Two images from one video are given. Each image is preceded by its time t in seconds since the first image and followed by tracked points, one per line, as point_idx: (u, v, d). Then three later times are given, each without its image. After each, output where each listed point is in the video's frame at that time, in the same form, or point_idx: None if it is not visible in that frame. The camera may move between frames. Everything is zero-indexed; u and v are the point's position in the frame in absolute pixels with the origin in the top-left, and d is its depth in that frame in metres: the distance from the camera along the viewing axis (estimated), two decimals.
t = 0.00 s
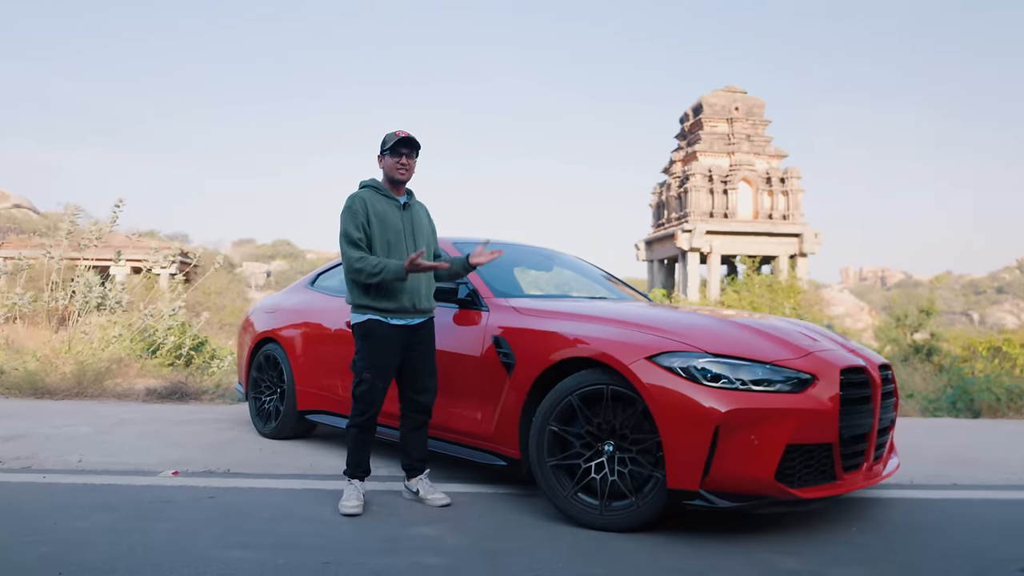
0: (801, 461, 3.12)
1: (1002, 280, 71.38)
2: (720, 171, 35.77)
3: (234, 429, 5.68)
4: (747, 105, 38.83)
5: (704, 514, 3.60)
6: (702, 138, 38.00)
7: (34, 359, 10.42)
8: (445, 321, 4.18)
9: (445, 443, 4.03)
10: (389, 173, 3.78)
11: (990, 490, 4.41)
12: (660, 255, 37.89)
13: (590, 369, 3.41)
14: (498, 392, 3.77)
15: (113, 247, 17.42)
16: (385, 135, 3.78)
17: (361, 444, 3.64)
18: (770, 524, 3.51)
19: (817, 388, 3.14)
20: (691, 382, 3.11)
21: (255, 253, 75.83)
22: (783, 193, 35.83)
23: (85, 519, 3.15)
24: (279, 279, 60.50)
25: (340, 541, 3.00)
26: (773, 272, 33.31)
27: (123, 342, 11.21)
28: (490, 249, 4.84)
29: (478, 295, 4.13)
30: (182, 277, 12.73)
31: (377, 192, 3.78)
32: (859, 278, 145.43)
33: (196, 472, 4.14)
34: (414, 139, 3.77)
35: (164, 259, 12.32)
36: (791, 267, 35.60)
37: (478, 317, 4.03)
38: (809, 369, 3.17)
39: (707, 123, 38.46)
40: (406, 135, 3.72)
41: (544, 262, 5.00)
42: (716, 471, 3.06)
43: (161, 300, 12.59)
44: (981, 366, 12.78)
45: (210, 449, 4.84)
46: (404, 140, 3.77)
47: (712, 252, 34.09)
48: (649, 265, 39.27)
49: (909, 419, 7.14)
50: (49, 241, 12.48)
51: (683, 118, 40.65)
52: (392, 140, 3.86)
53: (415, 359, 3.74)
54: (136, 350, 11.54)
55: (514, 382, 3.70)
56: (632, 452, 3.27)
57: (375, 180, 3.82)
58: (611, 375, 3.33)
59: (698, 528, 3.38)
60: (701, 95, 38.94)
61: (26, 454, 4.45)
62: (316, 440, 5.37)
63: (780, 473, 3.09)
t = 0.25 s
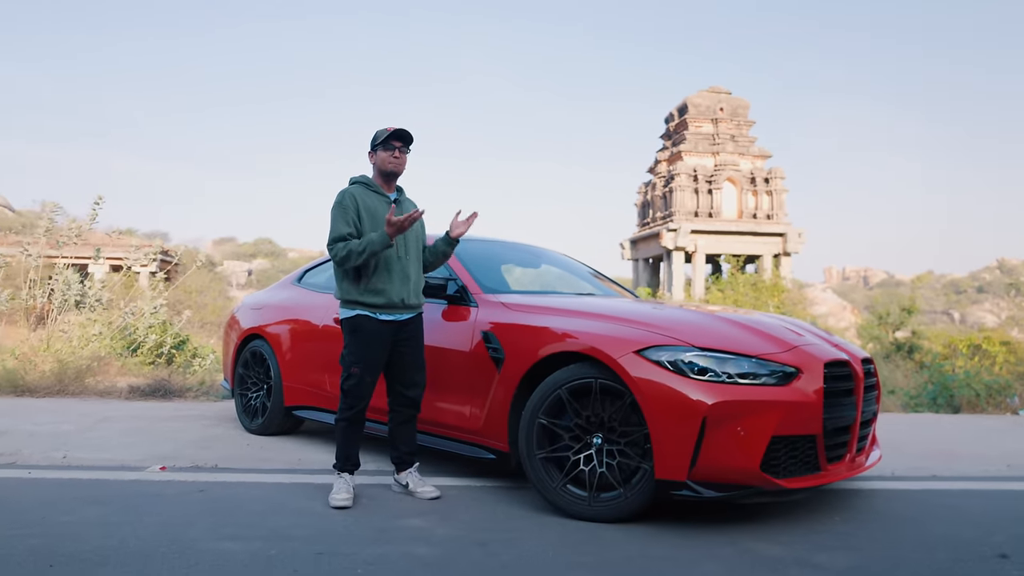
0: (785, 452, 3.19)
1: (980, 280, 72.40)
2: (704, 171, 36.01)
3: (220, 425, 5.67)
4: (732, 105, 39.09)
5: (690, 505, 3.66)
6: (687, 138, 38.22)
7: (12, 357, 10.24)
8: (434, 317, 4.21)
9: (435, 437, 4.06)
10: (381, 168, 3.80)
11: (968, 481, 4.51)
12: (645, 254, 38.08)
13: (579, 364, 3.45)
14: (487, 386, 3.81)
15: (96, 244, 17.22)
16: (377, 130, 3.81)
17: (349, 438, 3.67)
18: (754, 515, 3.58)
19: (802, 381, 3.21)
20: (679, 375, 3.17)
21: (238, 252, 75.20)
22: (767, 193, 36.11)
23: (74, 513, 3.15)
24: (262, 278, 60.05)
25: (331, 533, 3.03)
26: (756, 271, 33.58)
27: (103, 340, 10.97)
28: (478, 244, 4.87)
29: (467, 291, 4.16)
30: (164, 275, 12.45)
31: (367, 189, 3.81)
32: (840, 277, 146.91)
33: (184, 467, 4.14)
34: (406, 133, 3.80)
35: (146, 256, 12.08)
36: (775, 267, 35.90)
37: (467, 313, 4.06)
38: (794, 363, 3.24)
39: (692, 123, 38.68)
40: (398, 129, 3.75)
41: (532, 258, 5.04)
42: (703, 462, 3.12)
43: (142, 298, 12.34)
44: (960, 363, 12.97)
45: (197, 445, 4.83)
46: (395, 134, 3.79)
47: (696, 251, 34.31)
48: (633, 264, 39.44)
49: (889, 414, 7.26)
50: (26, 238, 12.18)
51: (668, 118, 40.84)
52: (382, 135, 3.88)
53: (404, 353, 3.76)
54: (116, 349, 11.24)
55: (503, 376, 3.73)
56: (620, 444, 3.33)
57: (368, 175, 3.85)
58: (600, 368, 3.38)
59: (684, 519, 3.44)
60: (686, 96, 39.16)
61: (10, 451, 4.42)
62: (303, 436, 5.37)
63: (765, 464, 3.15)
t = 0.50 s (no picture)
0: (771, 445, 3.25)
1: (962, 279, 73.29)
2: (691, 171, 36.21)
3: (210, 423, 5.68)
4: (718, 105, 39.31)
5: (677, 498, 3.72)
6: (674, 138, 38.42)
7: None
8: (425, 314, 4.24)
9: (425, 432, 4.09)
10: (372, 164, 3.83)
11: (949, 475, 4.60)
12: (632, 253, 38.28)
13: (568, 359, 3.50)
14: (477, 382, 3.85)
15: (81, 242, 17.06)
16: (366, 128, 3.85)
17: (341, 432, 3.70)
18: (739, 507, 3.64)
19: (787, 375, 3.27)
20: (667, 369, 3.23)
21: (224, 251, 74.73)
22: (753, 193, 36.37)
23: (66, 507, 3.16)
24: (248, 277, 59.72)
25: (324, 526, 3.06)
26: (742, 270, 33.83)
27: (88, 338, 10.82)
28: (468, 241, 4.90)
29: (458, 288, 4.20)
30: (150, 274, 12.37)
31: (359, 186, 3.83)
32: (825, 277, 148.15)
33: (175, 463, 4.16)
34: (395, 129, 3.85)
35: (131, 254, 11.94)
36: (760, 266, 36.17)
37: (457, 309, 4.10)
38: (779, 358, 3.30)
39: (679, 123, 38.88)
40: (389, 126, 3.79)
41: (521, 254, 5.07)
42: (690, 455, 3.18)
43: (128, 297, 12.19)
44: (942, 362, 13.17)
45: (187, 441, 4.84)
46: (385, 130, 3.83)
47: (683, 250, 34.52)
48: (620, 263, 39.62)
49: (872, 411, 7.38)
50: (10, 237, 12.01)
51: (655, 118, 41.02)
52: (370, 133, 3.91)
53: (396, 349, 3.79)
54: (101, 347, 11.11)
55: (493, 371, 3.78)
56: (609, 438, 3.38)
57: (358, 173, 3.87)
58: (589, 363, 3.43)
59: (672, 511, 3.49)
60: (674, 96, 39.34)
61: None
62: (292, 432, 5.39)
63: (750, 457, 3.21)
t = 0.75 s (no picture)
0: (757, 441, 3.30)
1: (946, 280, 74.08)
2: (678, 171, 36.39)
3: (200, 420, 5.68)
4: (705, 106, 39.50)
5: (666, 493, 3.77)
6: (661, 138, 38.60)
7: None
8: (416, 312, 4.27)
9: (417, 429, 4.13)
10: (361, 162, 3.86)
11: (931, 471, 4.69)
12: (620, 253, 38.43)
13: (558, 356, 3.55)
14: (468, 379, 3.88)
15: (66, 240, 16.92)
16: (355, 128, 3.87)
17: (332, 428, 3.74)
18: (726, 501, 3.70)
19: (773, 371, 3.33)
20: (655, 366, 3.28)
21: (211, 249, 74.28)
22: (740, 193, 36.59)
23: (58, 504, 3.18)
24: (235, 276, 59.42)
25: (316, 521, 3.09)
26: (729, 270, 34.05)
27: (76, 337, 10.75)
28: (458, 240, 4.93)
29: (449, 286, 4.23)
30: (137, 272, 12.30)
31: (349, 185, 3.87)
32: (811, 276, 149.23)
33: (166, 460, 4.18)
34: (383, 128, 3.88)
35: (119, 253, 11.86)
36: (747, 265, 36.42)
37: (448, 307, 4.13)
38: (765, 354, 3.35)
39: (667, 123, 39.03)
40: (378, 124, 3.81)
41: (511, 253, 5.10)
42: (678, 450, 3.23)
43: (115, 295, 12.11)
44: (926, 361, 13.34)
45: (177, 439, 4.85)
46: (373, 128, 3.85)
47: (671, 250, 34.70)
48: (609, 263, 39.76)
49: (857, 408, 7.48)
50: None
51: (643, 118, 41.17)
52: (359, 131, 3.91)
53: (386, 347, 3.82)
54: (88, 346, 10.93)
55: (484, 369, 3.82)
56: (598, 434, 3.43)
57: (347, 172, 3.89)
58: (579, 360, 3.48)
59: (660, 507, 3.55)
60: (661, 96, 39.49)
61: None
62: (283, 430, 5.41)
63: (737, 452, 3.27)
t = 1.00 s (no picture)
0: (744, 438, 3.34)
1: (932, 280, 74.79)
2: (667, 171, 36.54)
3: (189, 419, 5.68)
4: (693, 106, 39.67)
5: (654, 491, 3.81)
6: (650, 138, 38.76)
7: None
8: (405, 310, 4.29)
9: (406, 428, 4.14)
10: (351, 163, 3.87)
11: (916, 468, 4.75)
12: (609, 252, 38.54)
13: (547, 354, 3.58)
14: (457, 378, 3.90)
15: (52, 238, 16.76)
16: (345, 129, 3.89)
17: (321, 426, 3.76)
18: (713, 498, 3.74)
19: (759, 370, 3.37)
20: (643, 364, 3.31)
21: (198, 249, 73.89)
22: (728, 193, 36.78)
23: (48, 502, 3.18)
24: (223, 275, 59.07)
25: (306, 519, 3.10)
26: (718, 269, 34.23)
27: (64, 336, 10.66)
28: (447, 240, 4.95)
29: (438, 285, 4.25)
30: (125, 270, 12.21)
31: (338, 184, 3.88)
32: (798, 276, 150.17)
33: (155, 458, 4.18)
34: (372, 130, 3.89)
35: (107, 252, 11.78)
36: (735, 265, 36.61)
37: (437, 306, 4.15)
38: (751, 353, 3.39)
39: (655, 123, 39.17)
40: (369, 126, 3.82)
41: (500, 253, 5.12)
42: (666, 447, 3.26)
43: (104, 294, 12.02)
44: (911, 360, 13.48)
45: (166, 437, 4.84)
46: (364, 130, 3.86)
47: (660, 249, 34.84)
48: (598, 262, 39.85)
49: (843, 407, 7.56)
50: None
51: (632, 118, 41.29)
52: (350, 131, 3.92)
53: (374, 345, 3.83)
54: (76, 345, 10.78)
55: (473, 367, 3.84)
56: (587, 432, 3.46)
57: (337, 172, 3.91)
58: (567, 359, 3.51)
59: (648, 504, 3.58)
60: (650, 96, 39.62)
61: None
62: (272, 428, 5.41)
63: (724, 450, 3.30)
